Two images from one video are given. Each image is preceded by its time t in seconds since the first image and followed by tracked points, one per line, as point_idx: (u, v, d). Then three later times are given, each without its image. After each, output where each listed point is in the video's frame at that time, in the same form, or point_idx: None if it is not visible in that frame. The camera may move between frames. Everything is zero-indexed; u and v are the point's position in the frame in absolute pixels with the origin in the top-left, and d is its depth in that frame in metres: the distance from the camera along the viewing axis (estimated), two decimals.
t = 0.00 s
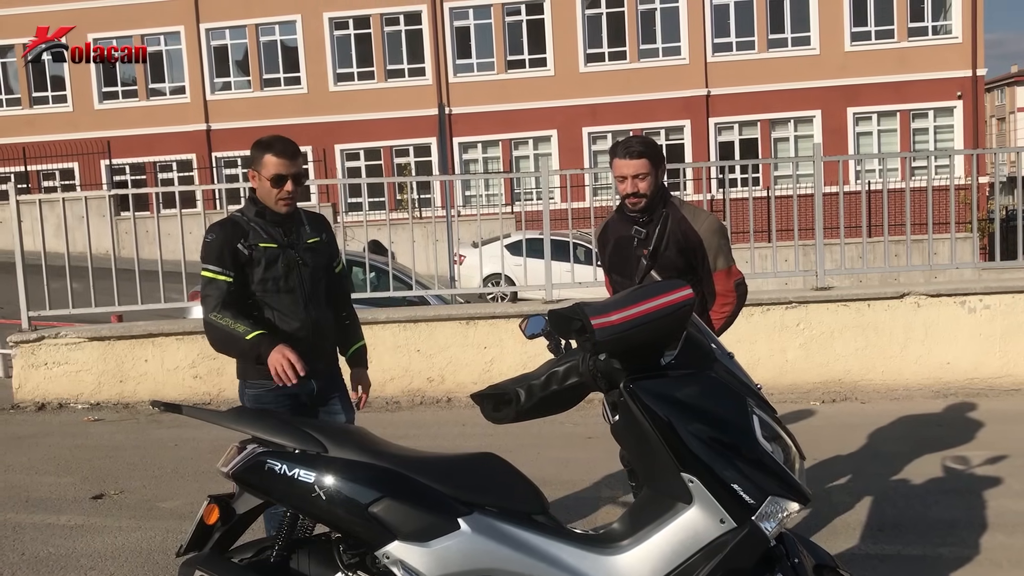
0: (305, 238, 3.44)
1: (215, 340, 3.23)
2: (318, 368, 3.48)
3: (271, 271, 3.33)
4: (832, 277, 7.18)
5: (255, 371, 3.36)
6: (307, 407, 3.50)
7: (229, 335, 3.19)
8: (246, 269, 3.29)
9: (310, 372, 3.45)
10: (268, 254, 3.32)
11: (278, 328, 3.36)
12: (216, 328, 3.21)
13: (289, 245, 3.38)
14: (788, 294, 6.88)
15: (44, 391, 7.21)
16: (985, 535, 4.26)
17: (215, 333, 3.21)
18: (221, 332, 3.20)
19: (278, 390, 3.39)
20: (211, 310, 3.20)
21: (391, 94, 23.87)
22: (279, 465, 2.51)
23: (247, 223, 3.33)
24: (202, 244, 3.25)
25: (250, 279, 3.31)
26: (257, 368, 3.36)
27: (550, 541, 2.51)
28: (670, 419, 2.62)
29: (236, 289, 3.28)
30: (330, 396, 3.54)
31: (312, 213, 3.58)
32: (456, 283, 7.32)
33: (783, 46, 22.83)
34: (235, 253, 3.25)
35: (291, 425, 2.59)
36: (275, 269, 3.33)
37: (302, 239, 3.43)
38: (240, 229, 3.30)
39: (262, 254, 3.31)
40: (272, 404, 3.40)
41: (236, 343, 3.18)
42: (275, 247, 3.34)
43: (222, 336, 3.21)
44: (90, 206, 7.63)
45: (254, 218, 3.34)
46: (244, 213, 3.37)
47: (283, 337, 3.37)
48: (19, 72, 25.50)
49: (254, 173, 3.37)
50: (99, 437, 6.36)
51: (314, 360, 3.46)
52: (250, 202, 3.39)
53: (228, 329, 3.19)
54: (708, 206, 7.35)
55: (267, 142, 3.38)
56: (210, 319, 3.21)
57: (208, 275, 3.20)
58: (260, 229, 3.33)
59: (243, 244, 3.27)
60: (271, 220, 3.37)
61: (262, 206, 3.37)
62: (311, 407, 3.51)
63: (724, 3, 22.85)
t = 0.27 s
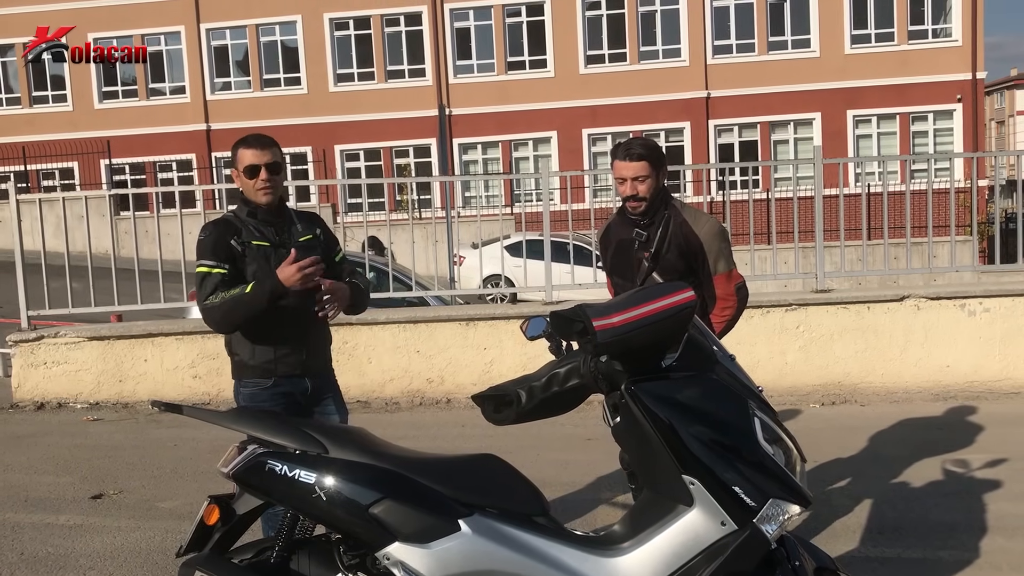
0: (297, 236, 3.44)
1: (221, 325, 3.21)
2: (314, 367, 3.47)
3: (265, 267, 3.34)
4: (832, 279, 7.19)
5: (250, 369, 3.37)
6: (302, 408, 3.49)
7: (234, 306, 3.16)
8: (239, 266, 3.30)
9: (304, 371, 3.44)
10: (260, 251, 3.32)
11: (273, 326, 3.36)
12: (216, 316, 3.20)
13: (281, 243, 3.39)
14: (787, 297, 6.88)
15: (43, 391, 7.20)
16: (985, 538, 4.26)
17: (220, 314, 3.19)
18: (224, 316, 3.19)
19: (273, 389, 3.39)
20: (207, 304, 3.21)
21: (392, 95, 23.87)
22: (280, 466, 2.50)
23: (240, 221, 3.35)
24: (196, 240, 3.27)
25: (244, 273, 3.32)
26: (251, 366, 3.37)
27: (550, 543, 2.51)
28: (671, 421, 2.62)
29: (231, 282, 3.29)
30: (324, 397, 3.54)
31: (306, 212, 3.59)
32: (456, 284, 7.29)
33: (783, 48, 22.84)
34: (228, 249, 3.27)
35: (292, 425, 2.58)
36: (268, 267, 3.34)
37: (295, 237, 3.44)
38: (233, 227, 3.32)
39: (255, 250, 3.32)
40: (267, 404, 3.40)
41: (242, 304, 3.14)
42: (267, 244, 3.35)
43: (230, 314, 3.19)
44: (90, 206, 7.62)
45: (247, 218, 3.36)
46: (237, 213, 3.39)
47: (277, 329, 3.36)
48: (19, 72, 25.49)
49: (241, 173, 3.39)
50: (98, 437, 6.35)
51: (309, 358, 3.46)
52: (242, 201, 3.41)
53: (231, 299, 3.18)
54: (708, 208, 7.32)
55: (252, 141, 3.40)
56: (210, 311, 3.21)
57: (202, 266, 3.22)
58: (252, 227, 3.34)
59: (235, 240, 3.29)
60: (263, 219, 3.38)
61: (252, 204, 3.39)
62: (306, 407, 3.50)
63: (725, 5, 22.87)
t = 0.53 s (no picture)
0: (295, 238, 3.45)
1: (220, 335, 3.19)
2: (310, 368, 3.48)
3: (262, 270, 3.34)
4: (831, 280, 7.19)
5: (245, 372, 3.37)
6: (297, 409, 3.49)
7: (235, 322, 3.16)
8: (236, 268, 3.30)
9: (300, 373, 3.44)
10: (258, 254, 3.32)
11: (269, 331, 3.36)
12: (215, 322, 3.19)
13: (279, 246, 3.39)
14: (787, 298, 6.88)
15: (42, 392, 7.20)
16: (984, 539, 4.26)
17: (218, 327, 3.18)
18: (223, 323, 3.18)
19: (268, 391, 3.39)
20: (203, 308, 3.21)
21: (391, 95, 23.88)
22: (278, 468, 2.50)
23: (237, 224, 3.34)
24: (192, 243, 3.25)
25: (241, 277, 3.31)
26: (247, 369, 3.37)
27: (550, 545, 2.51)
28: (670, 421, 2.62)
29: (228, 287, 3.28)
30: (321, 399, 3.54)
31: (305, 213, 3.59)
32: (455, 284, 7.26)
33: (783, 49, 22.85)
34: (226, 252, 3.26)
35: (290, 427, 2.58)
36: (265, 269, 3.34)
37: (292, 239, 3.44)
38: (230, 229, 3.31)
39: (253, 253, 3.31)
40: (262, 405, 3.40)
41: (242, 324, 3.16)
42: (264, 247, 3.35)
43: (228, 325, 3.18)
44: (89, 207, 7.62)
45: (244, 220, 3.36)
46: (234, 215, 3.38)
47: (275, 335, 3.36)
48: (18, 73, 25.49)
49: (241, 174, 3.39)
50: (97, 438, 6.36)
51: (305, 360, 3.46)
52: (240, 202, 3.41)
53: (229, 315, 3.17)
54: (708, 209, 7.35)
55: (251, 142, 3.40)
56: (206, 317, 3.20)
57: (200, 271, 3.20)
58: (250, 230, 3.34)
59: (232, 242, 3.28)
60: (260, 220, 3.38)
61: (250, 206, 3.39)
62: (302, 408, 3.49)
63: (724, 6, 22.88)
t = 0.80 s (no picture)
0: (293, 240, 3.44)
1: (218, 341, 3.25)
2: (307, 370, 3.47)
3: (259, 273, 3.34)
4: (830, 280, 7.19)
5: (242, 373, 3.38)
6: (294, 410, 3.49)
7: (232, 332, 3.21)
8: (234, 271, 3.30)
9: (297, 375, 3.44)
10: (255, 256, 3.33)
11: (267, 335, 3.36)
12: (213, 329, 3.23)
13: (277, 248, 3.38)
14: (786, 298, 6.88)
15: (41, 393, 7.19)
16: (982, 538, 4.26)
17: (217, 334, 3.23)
18: (221, 331, 3.23)
19: (265, 392, 3.39)
20: (202, 312, 3.24)
21: (390, 96, 23.88)
22: (277, 468, 2.50)
23: (235, 226, 3.34)
24: (190, 246, 3.26)
25: (239, 280, 3.32)
26: (244, 370, 3.38)
27: (548, 545, 2.51)
28: (668, 422, 2.61)
29: (226, 290, 3.29)
30: (318, 400, 3.53)
31: (304, 214, 3.59)
32: (454, 285, 7.26)
33: (781, 49, 22.87)
34: (223, 254, 3.26)
35: (289, 427, 2.57)
36: (262, 271, 3.34)
37: (291, 240, 3.44)
38: (228, 231, 3.31)
39: (250, 256, 3.32)
40: (259, 406, 3.40)
41: (238, 337, 3.21)
42: (262, 249, 3.35)
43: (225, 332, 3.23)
44: (87, 207, 7.61)
45: (242, 222, 3.36)
46: (233, 216, 3.39)
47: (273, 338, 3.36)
48: (16, 73, 25.49)
49: (239, 175, 3.38)
50: (96, 439, 6.35)
51: (303, 362, 3.45)
52: (238, 203, 3.41)
53: (226, 325, 3.22)
54: (706, 209, 7.42)
55: (251, 143, 3.40)
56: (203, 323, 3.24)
57: (197, 277, 3.21)
58: (247, 231, 3.34)
59: (229, 245, 3.28)
60: (258, 222, 3.38)
61: (248, 207, 3.39)
62: (298, 409, 3.49)
63: (723, 6, 22.91)
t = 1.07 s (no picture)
0: (292, 239, 3.44)
1: (224, 339, 3.26)
2: (306, 371, 3.47)
3: (258, 272, 3.34)
4: (830, 280, 7.22)
5: (242, 374, 3.38)
6: (293, 411, 3.49)
7: (242, 327, 3.23)
8: (235, 271, 3.30)
9: (297, 375, 3.44)
10: (255, 256, 3.33)
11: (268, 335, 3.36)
12: (219, 327, 3.24)
13: (276, 247, 3.39)
14: (785, 297, 6.89)
15: (40, 393, 7.19)
16: (981, 538, 4.27)
17: (229, 332, 3.24)
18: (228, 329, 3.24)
19: (265, 393, 3.39)
20: (205, 311, 3.23)
21: (389, 96, 23.88)
22: (276, 468, 2.50)
23: (234, 226, 3.34)
24: (191, 246, 3.26)
25: (240, 281, 3.32)
26: (244, 371, 3.37)
27: (548, 545, 2.51)
28: (668, 422, 2.62)
29: (229, 291, 3.30)
30: (318, 400, 3.54)
31: (302, 214, 3.59)
32: (453, 285, 7.31)
33: (780, 49, 22.87)
34: (224, 255, 3.26)
35: (289, 427, 2.57)
36: (262, 270, 3.35)
37: (289, 240, 3.44)
38: (228, 231, 3.31)
39: (249, 255, 3.32)
40: (259, 407, 3.40)
41: (257, 328, 3.22)
42: (262, 249, 3.35)
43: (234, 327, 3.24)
44: (87, 208, 7.61)
45: (241, 222, 3.36)
46: (231, 216, 3.39)
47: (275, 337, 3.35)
48: (15, 73, 25.49)
49: (238, 175, 3.38)
50: (95, 439, 6.35)
51: (303, 362, 3.45)
52: (237, 203, 3.41)
53: (242, 320, 3.23)
54: (705, 209, 7.43)
55: (249, 143, 3.41)
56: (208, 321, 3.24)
57: (200, 275, 3.21)
58: (246, 231, 3.35)
59: (229, 245, 3.28)
60: (257, 222, 3.38)
61: (247, 207, 3.39)
62: (298, 410, 3.50)
63: (722, 6, 22.91)
